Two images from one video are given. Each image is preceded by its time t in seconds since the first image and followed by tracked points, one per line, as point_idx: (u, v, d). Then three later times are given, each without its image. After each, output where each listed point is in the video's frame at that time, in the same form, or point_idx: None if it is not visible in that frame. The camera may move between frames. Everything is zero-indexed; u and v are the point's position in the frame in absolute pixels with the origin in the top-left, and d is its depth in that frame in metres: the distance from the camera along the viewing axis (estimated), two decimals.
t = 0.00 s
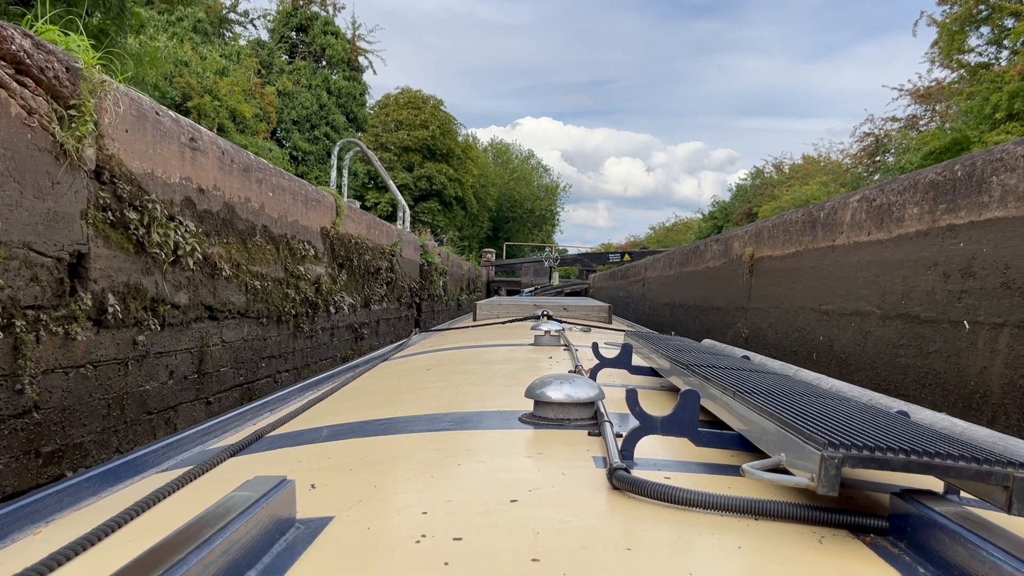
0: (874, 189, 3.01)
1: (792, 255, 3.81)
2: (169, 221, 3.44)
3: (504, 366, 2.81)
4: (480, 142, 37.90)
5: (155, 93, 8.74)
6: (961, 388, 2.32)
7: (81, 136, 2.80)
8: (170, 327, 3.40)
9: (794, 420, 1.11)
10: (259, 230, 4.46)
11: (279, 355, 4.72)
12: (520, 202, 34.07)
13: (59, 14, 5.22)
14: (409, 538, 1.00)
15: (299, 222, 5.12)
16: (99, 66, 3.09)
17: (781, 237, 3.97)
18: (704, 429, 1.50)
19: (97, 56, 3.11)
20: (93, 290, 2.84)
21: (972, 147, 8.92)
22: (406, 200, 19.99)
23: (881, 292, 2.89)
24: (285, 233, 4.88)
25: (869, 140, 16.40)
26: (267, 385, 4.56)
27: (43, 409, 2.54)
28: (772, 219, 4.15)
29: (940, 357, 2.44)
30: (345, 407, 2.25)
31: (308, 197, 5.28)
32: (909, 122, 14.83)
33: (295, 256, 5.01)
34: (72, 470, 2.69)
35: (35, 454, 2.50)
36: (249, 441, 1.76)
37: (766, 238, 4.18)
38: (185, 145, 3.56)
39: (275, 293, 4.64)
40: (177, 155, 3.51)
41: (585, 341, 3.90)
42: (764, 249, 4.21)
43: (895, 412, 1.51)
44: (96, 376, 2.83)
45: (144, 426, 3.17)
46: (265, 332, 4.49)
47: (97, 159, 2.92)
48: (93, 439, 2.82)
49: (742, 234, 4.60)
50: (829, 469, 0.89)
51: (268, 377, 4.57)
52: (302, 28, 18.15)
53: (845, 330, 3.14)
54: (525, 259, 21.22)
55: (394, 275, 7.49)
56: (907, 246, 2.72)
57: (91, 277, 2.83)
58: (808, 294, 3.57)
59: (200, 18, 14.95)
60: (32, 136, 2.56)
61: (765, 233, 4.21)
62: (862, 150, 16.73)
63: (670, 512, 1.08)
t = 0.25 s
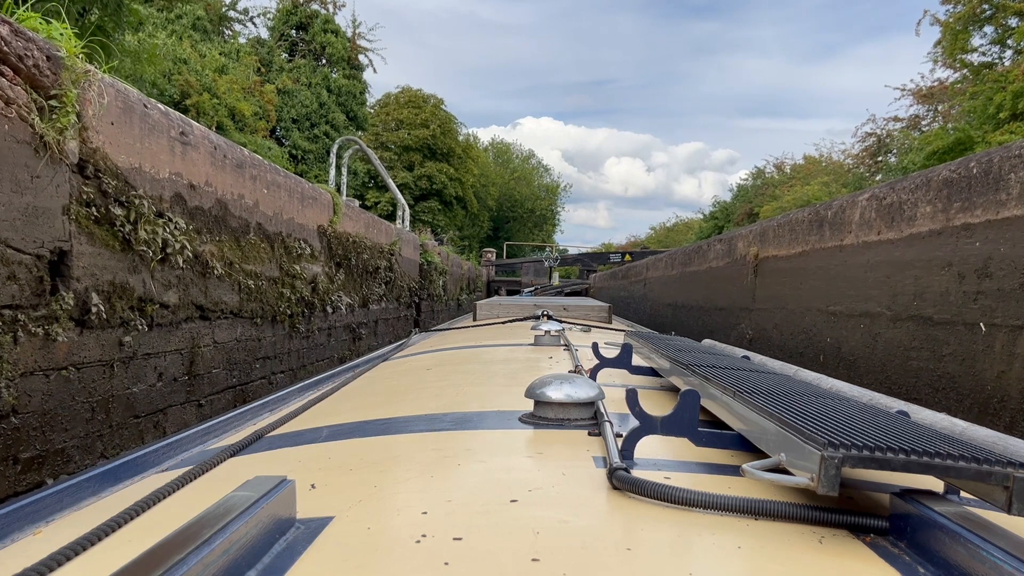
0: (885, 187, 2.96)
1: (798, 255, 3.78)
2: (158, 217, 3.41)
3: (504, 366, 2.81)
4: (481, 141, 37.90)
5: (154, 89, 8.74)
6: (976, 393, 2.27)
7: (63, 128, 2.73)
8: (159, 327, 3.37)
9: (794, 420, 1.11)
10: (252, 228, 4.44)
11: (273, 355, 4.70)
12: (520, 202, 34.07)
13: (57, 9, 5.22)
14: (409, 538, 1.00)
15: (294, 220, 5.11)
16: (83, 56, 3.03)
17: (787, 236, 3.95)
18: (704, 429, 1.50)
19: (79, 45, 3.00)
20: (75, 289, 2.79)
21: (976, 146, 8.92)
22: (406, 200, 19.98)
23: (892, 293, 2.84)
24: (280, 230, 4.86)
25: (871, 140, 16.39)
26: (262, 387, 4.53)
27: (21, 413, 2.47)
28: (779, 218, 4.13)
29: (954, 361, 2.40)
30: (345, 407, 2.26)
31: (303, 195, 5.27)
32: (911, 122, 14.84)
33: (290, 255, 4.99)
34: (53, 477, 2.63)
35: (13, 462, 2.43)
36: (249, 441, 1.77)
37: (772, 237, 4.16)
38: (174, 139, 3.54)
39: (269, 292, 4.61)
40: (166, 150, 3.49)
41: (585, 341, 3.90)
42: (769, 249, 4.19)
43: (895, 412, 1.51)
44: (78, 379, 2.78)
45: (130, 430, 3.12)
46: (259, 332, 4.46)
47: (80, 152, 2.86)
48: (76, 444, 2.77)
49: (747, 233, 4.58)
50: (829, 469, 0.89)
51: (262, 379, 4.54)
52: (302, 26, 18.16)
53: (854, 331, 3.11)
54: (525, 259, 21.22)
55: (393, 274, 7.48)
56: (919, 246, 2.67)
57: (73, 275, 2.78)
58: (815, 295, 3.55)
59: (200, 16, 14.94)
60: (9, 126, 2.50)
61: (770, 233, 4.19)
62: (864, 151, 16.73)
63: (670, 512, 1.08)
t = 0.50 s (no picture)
0: (897, 185, 2.92)
1: (806, 255, 3.73)
2: (144, 213, 3.28)
3: (504, 366, 2.81)
4: (481, 140, 37.91)
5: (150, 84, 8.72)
6: (997, 399, 2.22)
7: (41, 118, 2.59)
8: (145, 327, 3.27)
9: (794, 420, 1.10)
10: (246, 225, 4.33)
11: (267, 356, 4.64)
12: (520, 202, 34.08)
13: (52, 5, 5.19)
14: (409, 538, 1.00)
15: (291, 216, 5.03)
16: (64, 42, 2.87)
17: (794, 236, 3.92)
18: (704, 429, 1.50)
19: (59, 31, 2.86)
20: (55, 287, 2.68)
21: (980, 147, 8.91)
22: (406, 199, 19.98)
23: (904, 294, 2.80)
24: (275, 228, 4.76)
25: (874, 140, 16.39)
26: (255, 388, 4.47)
27: None
28: (786, 218, 4.09)
29: (973, 365, 2.36)
30: (345, 407, 2.26)
31: (300, 191, 5.19)
32: (914, 122, 14.84)
33: (286, 254, 4.93)
34: (30, 485, 2.54)
35: None
36: (249, 441, 1.76)
37: (778, 237, 4.14)
38: (162, 132, 3.40)
39: (263, 291, 4.54)
40: (154, 143, 3.35)
41: (585, 341, 3.90)
42: (775, 249, 4.17)
43: (895, 412, 1.51)
44: (58, 382, 2.69)
45: (115, 434, 3.05)
46: (253, 333, 4.39)
47: (61, 144, 2.72)
48: (56, 450, 2.68)
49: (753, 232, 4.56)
50: (829, 469, 0.89)
51: (255, 381, 4.48)
52: (302, 24, 18.15)
53: (865, 333, 3.06)
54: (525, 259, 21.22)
55: (391, 273, 7.47)
56: (934, 245, 2.63)
57: (52, 273, 2.66)
58: (823, 296, 3.51)
59: (199, 13, 14.90)
60: None
61: (776, 232, 4.17)
62: (866, 151, 16.72)
63: (670, 512, 1.08)
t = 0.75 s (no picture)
0: (908, 183, 2.86)
1: (813, 255, 3.68)
2: (131, 209, 3.19)
3: (504, 366, 2.81)
4: (481, 140, 37.89)
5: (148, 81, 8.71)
6: (1014, 404, 2.16)
7: (20, 108, 2.49)
8: (133, 327, 3.18)
9: (794, 420, 1.10)
10: (239, 223, 4.26)
11: (262, 358, 4.57)
12: (521, 202, 34.07)
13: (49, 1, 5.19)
14: (409, 538, 1.00)
15: (285, 213, 4.98)
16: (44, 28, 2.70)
17: (800, 235, 3.87)
18: (704, 429, 1.50)
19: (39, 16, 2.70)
20: (35, 286, 2.58)
21: (983, 147, 8.90)
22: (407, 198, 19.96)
23: (916, 296, 2.73)
24: (270, 225, 4.73)
25: (876, 141, 16.38)
26: (249, 390, 4.40)
27: None
28: (792, 217, 4.04)
29: (989, 369, 2.29)
30: (345, 407, 2.25)
31: (296, 188, 5.13)
32: (916, 122, 14.83)
33: (281, 252, 4.87)
34: (10, 492, 2.45)
35: None
36: (249, 441, 1.76)
37: (783, 237, 4.10)
38: (151, 125, 3.31)
39: (257, 290, 4.47)
40: (142, 137, 3.26)
41: (585, 341, 3.90)
42: (780, 249, 4.12)
43: (895, 412, 1.51)
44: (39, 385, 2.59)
45: (100, 438, 2.96)
46: (246, 333, 4.32)
47: (42, 136, 2.62)
48: (37, 456, 2.59)
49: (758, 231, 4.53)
50: (829, 469, 0.89)
51: (249, 382, 4.41)
52: (302, 22, 18.13)
53: (875, 335, 3.00)
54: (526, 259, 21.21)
55: (389, 273, 7.44)
56: (948, 245, 2.56)
57: (32, 271, 2.56)
58: (830, 297, 3.46)
59: (199, 10, 14.85)
60: None
61: (781, 232, 4.13)
62: (868, 151, 16.69)
63: (669, 512, 1.08)
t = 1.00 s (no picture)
0: (920, 180, 2.79)
1: (821, 255, 3.61)
2: (115, 205, 3.10)
3: (504, 366, 2.80)
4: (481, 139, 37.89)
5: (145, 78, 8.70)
6: None
7: None
8: (117, 328, 3.09)
9: (794, 420, 1.11)
10: (230, 220, 4.19)
11: (255, 359, 4.51)
12: (521, 201, 34.09)
13: None
14: (409, 537, 1.00)
15: (280, 211, 4.94)
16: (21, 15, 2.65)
17: (807, 235, 3.81)
18: (704, 429, 1.50)
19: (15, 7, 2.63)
20: (11, 284, 2.50)
21: (986, 147, 8.91)
22: (407, 198, 19.96)
23: (929, 297, 2.66)
24: (263, 223, 4.68)
25: (877, 141, 16.38)
26: (240, 392, 4.31)
27: None
28: (799, 216, 3.98)
29: (1006, 373, 2.22)
30: (345, 407, 2.25)
31: (289, 185, 5.09)
32: (918, 123, 14.83)
33: (275, 251, 4.82)
34: None
35: None
36: (249, 440, 1.76)
37: (789, 236, 4.04)
38: (136, 117, 3.25)
39: (249, 289, 4.41)
40: (127, 130, 3.19)
41: (585, 341, 3.90)
42: (786, 249, 4.07)
43: (895, 412, 1.51)
44: (15, 389, 2.51)
45: (81, 444, 2.87)
46: (238, 334, 4.24)
47: (18, 126, 2.52)
48: (12, 463, 2.50)
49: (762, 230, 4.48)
50: (829, 469, 0.89)
51: (242, 384, 4.34)
52: (302, 20, 18.13)
53: (885, 337, 2.94)
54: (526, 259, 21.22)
55: (388, 272, 7.42)
56: (963, 244, 2.48)
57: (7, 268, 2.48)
58: (838, 298, 3.40)
59: (198, 8, 14.78)
60: None
61: (787, 231, 4.07)
62: (870, 151, 16.68)
63: (670, 512, 1.08)
